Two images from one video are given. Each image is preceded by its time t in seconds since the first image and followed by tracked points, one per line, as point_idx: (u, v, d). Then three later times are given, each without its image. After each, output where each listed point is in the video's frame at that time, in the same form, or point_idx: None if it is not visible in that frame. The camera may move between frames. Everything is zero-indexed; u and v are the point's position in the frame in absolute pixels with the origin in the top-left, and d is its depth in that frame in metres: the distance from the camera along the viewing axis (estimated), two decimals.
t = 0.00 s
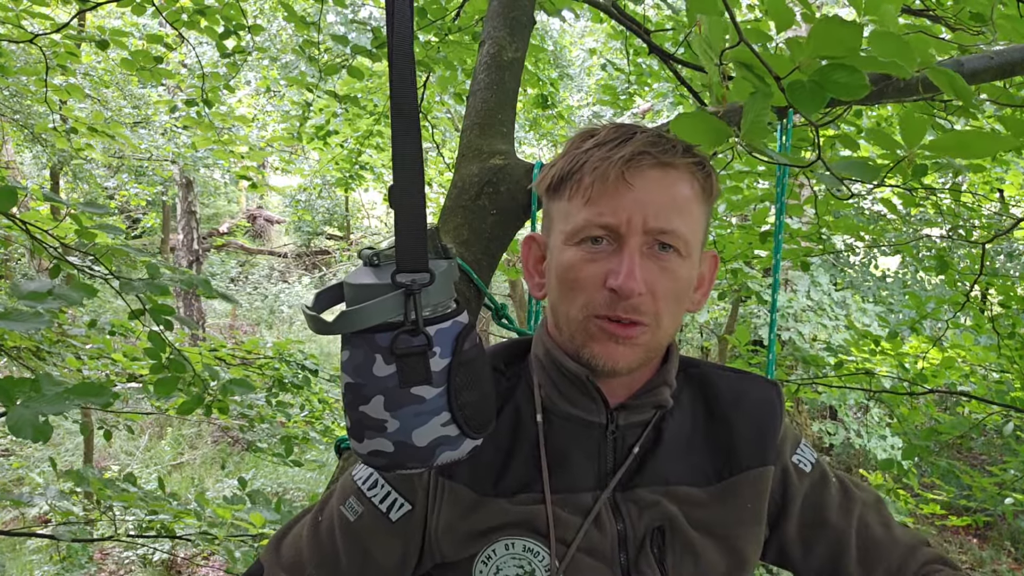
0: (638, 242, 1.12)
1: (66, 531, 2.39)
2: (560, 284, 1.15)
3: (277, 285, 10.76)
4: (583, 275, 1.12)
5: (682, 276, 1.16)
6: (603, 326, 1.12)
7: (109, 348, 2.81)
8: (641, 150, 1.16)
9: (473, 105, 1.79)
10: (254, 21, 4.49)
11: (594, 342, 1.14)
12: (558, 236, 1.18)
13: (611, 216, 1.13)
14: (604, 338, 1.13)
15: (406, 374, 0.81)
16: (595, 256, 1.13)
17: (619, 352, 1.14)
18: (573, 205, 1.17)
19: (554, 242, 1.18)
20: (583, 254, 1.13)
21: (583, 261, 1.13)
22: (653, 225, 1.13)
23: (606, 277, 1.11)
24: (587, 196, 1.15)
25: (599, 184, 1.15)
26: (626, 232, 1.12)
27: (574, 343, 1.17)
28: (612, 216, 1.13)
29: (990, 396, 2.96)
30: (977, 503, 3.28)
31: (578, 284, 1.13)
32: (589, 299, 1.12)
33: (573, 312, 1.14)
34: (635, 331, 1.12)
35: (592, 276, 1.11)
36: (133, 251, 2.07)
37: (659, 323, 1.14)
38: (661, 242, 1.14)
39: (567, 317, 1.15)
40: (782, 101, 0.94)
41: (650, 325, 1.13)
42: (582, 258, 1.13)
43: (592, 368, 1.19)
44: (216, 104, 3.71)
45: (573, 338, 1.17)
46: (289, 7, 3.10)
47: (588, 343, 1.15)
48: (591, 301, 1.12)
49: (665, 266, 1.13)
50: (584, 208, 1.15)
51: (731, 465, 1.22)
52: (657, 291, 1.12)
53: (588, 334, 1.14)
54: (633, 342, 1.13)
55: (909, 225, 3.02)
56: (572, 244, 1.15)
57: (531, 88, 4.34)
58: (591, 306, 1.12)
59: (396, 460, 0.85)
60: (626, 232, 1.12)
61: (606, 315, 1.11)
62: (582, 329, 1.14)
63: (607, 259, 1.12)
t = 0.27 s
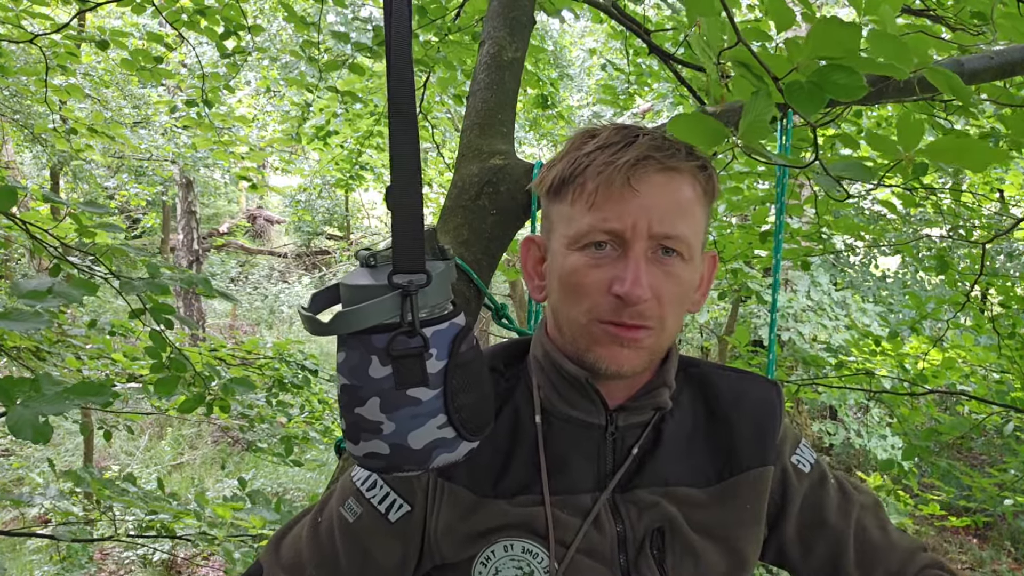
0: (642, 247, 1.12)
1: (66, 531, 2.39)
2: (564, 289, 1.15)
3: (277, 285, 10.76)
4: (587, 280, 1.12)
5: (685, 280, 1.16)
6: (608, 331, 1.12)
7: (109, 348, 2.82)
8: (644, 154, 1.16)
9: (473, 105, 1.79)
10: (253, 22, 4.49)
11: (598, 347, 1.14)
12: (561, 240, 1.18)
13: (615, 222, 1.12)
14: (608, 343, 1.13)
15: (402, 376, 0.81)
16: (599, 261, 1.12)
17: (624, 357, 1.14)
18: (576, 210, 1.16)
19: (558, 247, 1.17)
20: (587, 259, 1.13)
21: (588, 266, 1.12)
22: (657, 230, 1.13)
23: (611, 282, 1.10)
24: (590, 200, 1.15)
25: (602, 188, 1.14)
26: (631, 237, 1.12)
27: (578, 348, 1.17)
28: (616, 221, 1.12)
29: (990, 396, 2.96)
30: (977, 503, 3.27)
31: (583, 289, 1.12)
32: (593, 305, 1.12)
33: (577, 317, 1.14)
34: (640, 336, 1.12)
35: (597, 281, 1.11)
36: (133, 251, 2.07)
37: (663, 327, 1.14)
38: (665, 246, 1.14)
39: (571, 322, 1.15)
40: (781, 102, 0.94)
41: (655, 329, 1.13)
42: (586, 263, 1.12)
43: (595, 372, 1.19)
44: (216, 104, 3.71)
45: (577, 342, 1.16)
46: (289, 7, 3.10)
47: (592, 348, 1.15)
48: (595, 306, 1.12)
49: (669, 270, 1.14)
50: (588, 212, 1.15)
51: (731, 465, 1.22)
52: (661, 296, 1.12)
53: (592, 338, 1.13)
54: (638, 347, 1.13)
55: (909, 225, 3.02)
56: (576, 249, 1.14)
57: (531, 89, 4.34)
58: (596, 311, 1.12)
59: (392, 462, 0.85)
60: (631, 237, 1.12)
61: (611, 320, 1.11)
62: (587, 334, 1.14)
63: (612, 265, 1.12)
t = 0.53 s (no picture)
0: (641, 247, 1.12)
1: (66, 531, 2.39)
2: (563, 291, 1.15)
3: (277, 285, 10.77)
4: (586, 281, 1.12)
5: (684, 278, 1.16)
6: (609, 331, 1.12)
7: (109, 348, 2.82)
8: (640, 154, 1.16)
9: (474, 105, 1.79)
10: (253, 22, 4.49)
11: (599, 347, 1.14)
12: (559, 242, 1.17)
13: (613, 222, 1.12)
14: (609, 344, 1.13)
15: (397, 377, 0.81)
16: (598, 261, 1.12)
17: (625, 357, 1.14)
18: (573, 211, 1.16)
19: (556, 248, 1.17)
20: (585, 260, 1.13)
21: (587, 267, 1.12)
22: (655, 229, 1.13)
23: (610, 283, 1.11)
24: (587, 201, 1.15)
25: (599, 189, 1.14)
26: (629, 237, 1.12)
27: (579, 349, 1.17)
28: (614, 221, 1.12)
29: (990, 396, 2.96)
30: (977, 503, 3.27)
31: (582, 291, 1.12)
32: (594, 306, 1.12)
33: (578, 318, 1.14)
34: (641, 335, 1.12)
35: (596, 282, 1.11)
36: (133, 251, 2.07)
37: (664, 325, 1.14)
38: (664, 244, 1.14)
39: (572, 323, 1.15)
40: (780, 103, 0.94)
41: (656, 328, 1.13)
42: (585, 264, 1.12)
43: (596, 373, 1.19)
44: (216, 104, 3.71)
45: (577, 343, 1.16)
46: (288, 8, 3.10)
47: (593, 349, 1.14)
48: (596, 306, 1.12)
49: (668, 269, 1.14)
50: (585, 214, 1.15)
51: (731, 465, 1.22)
52: (661, 294, 1.12)
53: (593, 339, 1.13)
54: (639, 347, 1.13)
55: (909, 225, 3.02)
56: (575, 251, 1.14)
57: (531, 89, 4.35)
58: (597, 312, 1.12)
59: (387, 463, 0.85)
60: (629, 237, 1.12)
61: (611, 320, 1.11)
62: (587, 334, 1.14)
63: (611, 265, 1.12)
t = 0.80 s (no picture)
0: (627, 239, 1.12)
1: (66, 531, 2.39)
2: (554, 290, 1.15)
3: (277, 285, 10.76)
4: (576, 278, 1.12)
5: (674, 267, 1.16)
6: (602, 326, 1.11)
7: (109, 348, 2.82)
8: (618, 147, 1.17)
9: (473, 105, 1.79)
10: (254, 22, 4.50)
11: (593, 344, 1.13)
12: (546, 241, 1.18)
13: (598, 217, 1.13)
14: (602, 339, 1.12)
15: (399, 376, 0.81)
16: (585, 257, 1.13)
17: (620, 352, 1.13)
18: (559, 210, 1.17)
19: (544, 248, 1.18)
20: (573, 257, 1.13)
21: (574, 264, 1.13)
22: (641, 220, 1.13)
23: (599, 277, 1.11)
24: (570, 199, 1.16)
25: (582, 185, 1.15)
26: (614, 231, 1.12)
27: (573, 348, 1.17)
28: (599, 215, 1.13)
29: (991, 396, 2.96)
30: (978, 504, 3.27)
31: (571, 287, 1.12)
32: (585, 302, 1.12)
33: (570, 316, 1.14)
34: (633, 328, 1.12)
35: (585, 277, 1.11)
36: (134, 251, 2.07)
37: (656, 315, 1.13)
38: (650, 235, 1.14)
39: (565, 321, 1.15)
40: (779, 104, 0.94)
41: (648, 319, 1.13)
42: (573, 261, 1.13)
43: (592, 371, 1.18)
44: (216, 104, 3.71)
45: (571, 342, 1.16)
46: (289, 8, 3.10)
47: (587, 346, 1.14)
48: (587, 302, 1.12)
49: (656, 259, 1.14)
50: (569, 211, 1.15)
51: (731, 464, 1.22)
52: (651, 285, 1.12)
53: (586, 336, 1.13)
54: (633, 339, 1.13)
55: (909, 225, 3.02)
56: (562, 248, 1.15)
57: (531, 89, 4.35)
58: (588, 307, 1.12)
59: (389, 461, 0.85)
60: (615, 231, 1.12)
61: (601, 314, 1.11)
62: (581, 332, 1.13)
63: (598, 259, 1.12)
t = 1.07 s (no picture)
0: (614, 232, 1.12)
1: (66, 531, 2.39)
2: (544, 286, 1.15)
3: (277, 285, 10.77)
4: (564, 273, 1.12)
5: (663, 261, 1.16)
6: (592, 321, 1.11)
7: (109, 348, 2.82)
8: (603, 143, 1.18)
9: (473, 105, 1.78)
10: (253, 22, 4.50)
11: (583, 339, 1.13)
12: (535, 240, 1.18)
13: (585, 211, 1.13)
14: (593, 334, 1.12)
15: (404, 375, 0.81)
16: (573, 252, 1.13)
17: (611, 346, 1.13)
18: (547, 207, 1.18)
19: (533, 246, 1.18)
20: (562, 252, 1.13)
21: (563, 259, 1.13)
22: (628, 214, 1.13)
23: (587, 271, 1.11)
24: (558, 195, 1.16)
25: (568, 181, 1.16)
26: (601, 225, 1.12)
27: (565, 345, 1.16)
28: (586, 210, 1.13)
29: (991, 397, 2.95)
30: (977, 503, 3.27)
31: (559, 283, 1.12)
32: (575, 297, 1.11)
33: (561, 312, 1.13)
34: (623, 322, 1.11)
35: (573, 272, 1.11)
36: (133, 250, 2.07)
37: (646, 308, 1.13)
38: (637, 228, 1.14)
39: (556, 317, 1.14)
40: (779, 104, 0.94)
41: (637, 313, 1.12)
42: (562, 256, 1.13)
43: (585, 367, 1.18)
44: (216, 105, 3.72)
45: (563, 338, 1.16)
46: (289, 8, 3.10)
47: (578, 341, 1.13)
48: (577, 297, 1.11)
49: (644, 252, 1.14)
50: (557, 208, 1.16)
51: (730, 464, 1.22)
52: (640, 277, 1.12)
53: (577, 332, 1.13)
54: (623, 333, 1.12)
55: (909, 225, 3.02)
56: (551, 244, 1.15)
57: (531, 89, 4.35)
58: (577, 302, 1.11)
59: (394, 459, 0.85)
60: (602, 225, 1.12)
61: (590, 308, 1.11)
62: (572, 327, 1.13)
63: (586, 254, 1.12)
